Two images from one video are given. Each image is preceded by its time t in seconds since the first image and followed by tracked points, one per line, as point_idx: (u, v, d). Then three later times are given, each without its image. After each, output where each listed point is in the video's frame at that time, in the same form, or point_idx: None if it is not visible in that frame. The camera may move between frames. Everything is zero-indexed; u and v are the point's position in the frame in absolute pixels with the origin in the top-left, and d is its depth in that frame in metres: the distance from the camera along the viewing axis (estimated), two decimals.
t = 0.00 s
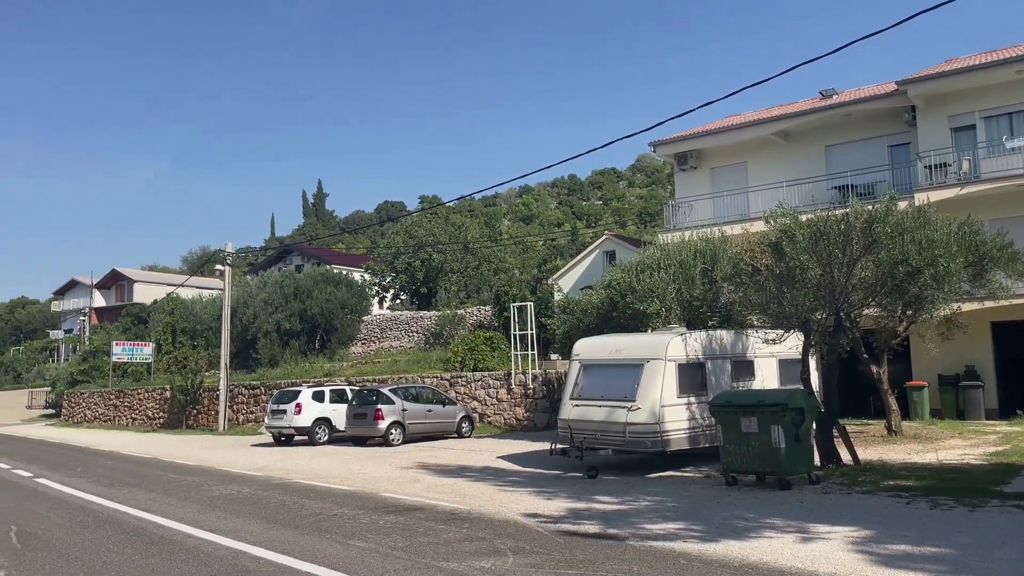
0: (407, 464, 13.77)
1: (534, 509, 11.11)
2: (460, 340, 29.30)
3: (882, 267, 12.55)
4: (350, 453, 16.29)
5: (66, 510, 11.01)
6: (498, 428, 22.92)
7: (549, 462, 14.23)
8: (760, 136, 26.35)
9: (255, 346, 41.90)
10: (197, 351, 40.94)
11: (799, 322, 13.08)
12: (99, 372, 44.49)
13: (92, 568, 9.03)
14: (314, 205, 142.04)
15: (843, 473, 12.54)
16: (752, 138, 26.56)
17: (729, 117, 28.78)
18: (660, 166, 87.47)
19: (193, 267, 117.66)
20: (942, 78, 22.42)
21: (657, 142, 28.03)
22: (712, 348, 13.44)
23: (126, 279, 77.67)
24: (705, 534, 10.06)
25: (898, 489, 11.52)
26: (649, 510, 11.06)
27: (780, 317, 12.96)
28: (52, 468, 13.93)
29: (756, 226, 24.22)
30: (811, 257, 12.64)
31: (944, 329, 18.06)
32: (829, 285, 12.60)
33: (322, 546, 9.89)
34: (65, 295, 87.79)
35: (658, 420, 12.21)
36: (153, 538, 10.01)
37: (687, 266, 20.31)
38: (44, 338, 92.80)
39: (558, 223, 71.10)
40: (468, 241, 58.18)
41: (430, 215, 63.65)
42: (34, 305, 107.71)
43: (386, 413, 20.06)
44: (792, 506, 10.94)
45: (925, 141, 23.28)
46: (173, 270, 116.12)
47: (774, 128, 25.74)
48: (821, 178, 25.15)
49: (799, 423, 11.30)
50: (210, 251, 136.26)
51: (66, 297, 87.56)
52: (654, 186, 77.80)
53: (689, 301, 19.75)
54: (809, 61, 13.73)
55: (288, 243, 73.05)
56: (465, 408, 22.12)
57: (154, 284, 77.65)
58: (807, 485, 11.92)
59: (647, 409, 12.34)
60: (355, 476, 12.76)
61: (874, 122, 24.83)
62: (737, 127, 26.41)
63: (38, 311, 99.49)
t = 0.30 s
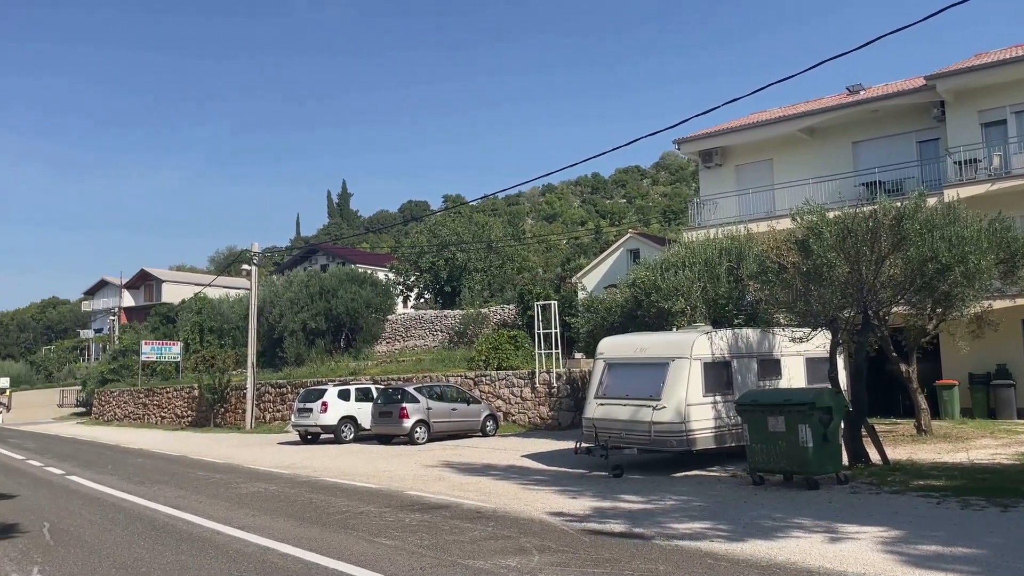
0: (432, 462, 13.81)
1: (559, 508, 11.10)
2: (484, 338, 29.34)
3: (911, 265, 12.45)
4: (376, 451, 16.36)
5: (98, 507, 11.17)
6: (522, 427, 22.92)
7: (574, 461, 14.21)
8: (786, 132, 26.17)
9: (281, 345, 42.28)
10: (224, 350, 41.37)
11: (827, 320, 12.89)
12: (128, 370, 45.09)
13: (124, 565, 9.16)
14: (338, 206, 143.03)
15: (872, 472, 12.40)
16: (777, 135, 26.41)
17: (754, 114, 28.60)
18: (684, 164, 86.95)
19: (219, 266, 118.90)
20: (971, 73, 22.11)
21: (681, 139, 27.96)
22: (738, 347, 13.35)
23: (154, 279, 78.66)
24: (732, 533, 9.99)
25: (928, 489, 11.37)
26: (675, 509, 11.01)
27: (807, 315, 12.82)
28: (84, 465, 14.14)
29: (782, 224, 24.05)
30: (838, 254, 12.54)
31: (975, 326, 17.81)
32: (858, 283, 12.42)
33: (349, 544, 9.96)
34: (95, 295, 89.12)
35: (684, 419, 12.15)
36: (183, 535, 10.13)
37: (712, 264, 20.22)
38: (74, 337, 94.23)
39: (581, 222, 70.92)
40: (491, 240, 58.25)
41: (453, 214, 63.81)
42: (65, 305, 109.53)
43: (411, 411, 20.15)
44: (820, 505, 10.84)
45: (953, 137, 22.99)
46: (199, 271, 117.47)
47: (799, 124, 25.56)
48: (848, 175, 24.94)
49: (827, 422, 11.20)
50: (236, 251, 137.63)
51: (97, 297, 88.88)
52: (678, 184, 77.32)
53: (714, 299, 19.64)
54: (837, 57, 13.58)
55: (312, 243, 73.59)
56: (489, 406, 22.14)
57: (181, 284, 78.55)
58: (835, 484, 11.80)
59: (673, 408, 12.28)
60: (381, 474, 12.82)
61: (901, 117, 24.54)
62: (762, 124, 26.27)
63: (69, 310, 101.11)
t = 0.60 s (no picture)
0: (458, 460, 13.85)
1: (585, 506, 11.08)
2: (509, 336, 29.40)
3: (942, 261, 12.35)
4: (402, 449, 16.45)
5: (129, 503, 11.32)
6: (547, 425, 22.94)
7: (600, 459, 14.19)
8: (813, 128, 25.95)
9: (308, 343, 42.62)
10: (252, 349, 41.84)
11: (856, 317, 12.71)
12: (158, 369, 45.72)
13: (155, 560, 9.29)
14: (363, 205, 144.00)
15: (901, 472, 12.25)
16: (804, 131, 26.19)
17: (780, 110, 28.39)
18: (710, 161, 86.24)
19: (246, 265, 120.14)
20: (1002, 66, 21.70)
21: (707, 136, 27.84)
22: (765, 345, 13.25)
23: (183, 279, 79.66)
24: (760, 533, 9.92)
25: (960, 488, 11.20)
26: (701, 508, 10.94)
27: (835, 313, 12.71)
28: (116, 462, 14.36)
29: (809, 221, 23.84)
30: (867, 251, 12.43)
31: (1007, 324, 17.53)
32: (887, 280, 12.26)
33: (375, 541, 10.02)
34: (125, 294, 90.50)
35: (710, 418, 12.07)
36: (212, 531, 10.25)
37: (738, 261, 20.10)
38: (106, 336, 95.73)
39: (606, 220, 70.68)
40: (516, 238, 58.28)
41: (477, 213, 63.90)
42: (97, 304, 111.24)
43: (437, 409, 20.22)
44: (849, 505, 10.73)
45: (984, 131, 22.57)
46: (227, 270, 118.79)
47: (827, 120, 25.33)
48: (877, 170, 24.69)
49: (856, 421, 11.08)
50: (262, 251, 138.93)
51: (127, 297, 90.20)
52: (704, 181, 76.73)
53: (740, 297, 19.51)
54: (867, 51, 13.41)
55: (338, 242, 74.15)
56: (514, 404, 22.17)
57: (209, 283, 79.44)
58: (864, 484, 11.68)
59: (699, 407, 12.21)
60: (407, 472, 12.87)
61: (931, 112, 24.21)
62: (788, 121, 26.07)
63: (100, 310, 102.76)
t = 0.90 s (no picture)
0: (484, 458, 13.87)
1: (611, 504, 11.05)
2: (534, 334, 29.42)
3: (974, 258, 12.16)
4: (429, 446, 16.55)
5: (160, 499, 11.48)
6: (573, 423, 22.91)
7: (626, 457, 14.16)
8: (842, 124, 25.66)
9: (335, 341, 42.93)
10: (280, 347, 42.28)
11: (885, 315, 12.48)
12: (188, 366, 46.33)
13: (186, 556, 9.41)
14: (388, 204, 144.96)
15: (933, 471, 12.09)
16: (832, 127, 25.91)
17: (808, 105, 28.11)
18: (736, 158, 85.51)
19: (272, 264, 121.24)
20: None
21: (733, 133, 27.65)
22: (793, 343, 13.14)
23: (212, 277, 80.58)
24: (788, 532, 9.84)
25: (993, 488, 11.03)
26: (729, 507, 10.88)
27: (865, 310, 12.53)
28: (148, 458, 14.58)
29: (838, 217, 23.60)
30: (897, 248, 12.30)
31: None
32: (918, 277, 12.11)
33: (403, 537, 10.07)
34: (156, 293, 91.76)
35: (737, 416, 11.99)
36: (241, 526, 10.36)
37: (765, 259, 19.87)
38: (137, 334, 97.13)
39: (631, 218, 70.37)
40: (540, 236, 58.28)
41: (502, 211, 63.97)
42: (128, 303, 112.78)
43: (463, 407, 20.28)
44: (879, 505, 10.61)
45: (1017, 125, 22.14)
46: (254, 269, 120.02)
47: (856, 115, 25.04)
48: (907, 166, 24.37)
49: (886, 420, 10.97)
50: (289, 249, 139.93)
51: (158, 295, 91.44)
52: (730, 178, 76.11)
53: (768, 294, 19.36)
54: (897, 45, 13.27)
55: (364, 241, 74.51)
56: (540, 402, 22.17)
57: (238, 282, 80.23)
58: (895, 483, 11.54)
59: (726, 405, 12.13)
60: (433, 469, 12.92)
61: (963, 106, 23.82)
62: (817, 116, 25.81)
63: (132, 308, 104.46)
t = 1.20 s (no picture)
0: (510, 455, 13.89)
1: (638, 502, 11.02)
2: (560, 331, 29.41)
3: (1007, 254, 11.85)
4: (456, 443, 16.58)
5: (191, 494, 11.62)
6: (599, 421, 22.90)
7: (653, 455, 14.11)
8: (872, 118, 25.35)
9: (361, 338, 43.25)
10: (307, 344, 42.68)
11: (916, 312, 12.30)
12: (218, 363, 46.92)
13: (216, 551, 9.52)
14: (414, 201, 145.63)
15: (967, 469, 11.92)
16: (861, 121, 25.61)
17: (837, 99, 27.80)
18: (764, 153, 84.70)
19: (299, 262, 122.02)
20: None
21: (761, 128, 27.42)
22: (823, 340, 13.01)
23: (241, 276, 81.38)
24: (818, 530, 9.75)
25: None
26: (757, 505, 10.80)
27: (896, 306, 12.35)
28: (178, 454, 14.76)
29: (868, 212, 23.34)
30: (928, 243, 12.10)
31: None
32: (950, 273, 11.90)
33: (430, 533, 10.12)
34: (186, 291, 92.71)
35: (766, 414, 11.90)
36: (271, 522, 10.46)
37: (794, 255, 19.57)
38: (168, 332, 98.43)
39: (657, 214, 70.03)
40: (566, 233, 58.19)
41: (528, 208, 63.96)
42: (159, 301, 114.32)
43: (488, 404, 20.32)
44: (910, 503, 10.48)
45: None
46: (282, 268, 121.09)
47: (886, 109, 24.74)
48: (938, 160, 24.02)
49: (918, 417, 10.84)
50: (316, 248, 140.79)
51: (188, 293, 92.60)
52: (758, 173, 75.43)
53: (797, 291, 19.14)
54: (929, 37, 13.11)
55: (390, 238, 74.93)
56: (566, 399, 22.13)
57: (266, 280, 80.95)
58: (927, 481, 11.40)
59: (754, 403, 12.04)
60: (460, 466, 12.96)
61: (996, 99, 23.44)
62: (846, 110, 25.52)
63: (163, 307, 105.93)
